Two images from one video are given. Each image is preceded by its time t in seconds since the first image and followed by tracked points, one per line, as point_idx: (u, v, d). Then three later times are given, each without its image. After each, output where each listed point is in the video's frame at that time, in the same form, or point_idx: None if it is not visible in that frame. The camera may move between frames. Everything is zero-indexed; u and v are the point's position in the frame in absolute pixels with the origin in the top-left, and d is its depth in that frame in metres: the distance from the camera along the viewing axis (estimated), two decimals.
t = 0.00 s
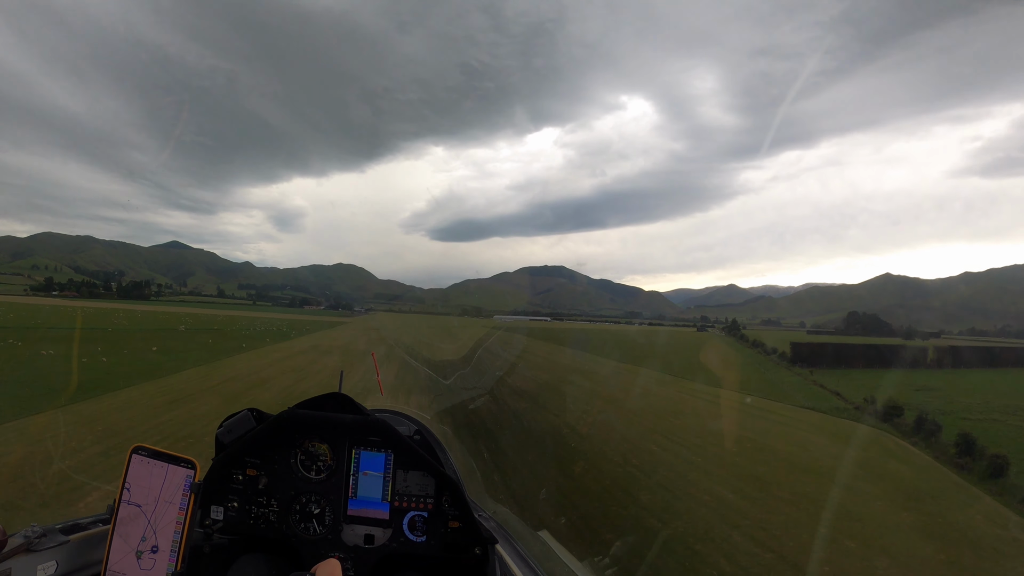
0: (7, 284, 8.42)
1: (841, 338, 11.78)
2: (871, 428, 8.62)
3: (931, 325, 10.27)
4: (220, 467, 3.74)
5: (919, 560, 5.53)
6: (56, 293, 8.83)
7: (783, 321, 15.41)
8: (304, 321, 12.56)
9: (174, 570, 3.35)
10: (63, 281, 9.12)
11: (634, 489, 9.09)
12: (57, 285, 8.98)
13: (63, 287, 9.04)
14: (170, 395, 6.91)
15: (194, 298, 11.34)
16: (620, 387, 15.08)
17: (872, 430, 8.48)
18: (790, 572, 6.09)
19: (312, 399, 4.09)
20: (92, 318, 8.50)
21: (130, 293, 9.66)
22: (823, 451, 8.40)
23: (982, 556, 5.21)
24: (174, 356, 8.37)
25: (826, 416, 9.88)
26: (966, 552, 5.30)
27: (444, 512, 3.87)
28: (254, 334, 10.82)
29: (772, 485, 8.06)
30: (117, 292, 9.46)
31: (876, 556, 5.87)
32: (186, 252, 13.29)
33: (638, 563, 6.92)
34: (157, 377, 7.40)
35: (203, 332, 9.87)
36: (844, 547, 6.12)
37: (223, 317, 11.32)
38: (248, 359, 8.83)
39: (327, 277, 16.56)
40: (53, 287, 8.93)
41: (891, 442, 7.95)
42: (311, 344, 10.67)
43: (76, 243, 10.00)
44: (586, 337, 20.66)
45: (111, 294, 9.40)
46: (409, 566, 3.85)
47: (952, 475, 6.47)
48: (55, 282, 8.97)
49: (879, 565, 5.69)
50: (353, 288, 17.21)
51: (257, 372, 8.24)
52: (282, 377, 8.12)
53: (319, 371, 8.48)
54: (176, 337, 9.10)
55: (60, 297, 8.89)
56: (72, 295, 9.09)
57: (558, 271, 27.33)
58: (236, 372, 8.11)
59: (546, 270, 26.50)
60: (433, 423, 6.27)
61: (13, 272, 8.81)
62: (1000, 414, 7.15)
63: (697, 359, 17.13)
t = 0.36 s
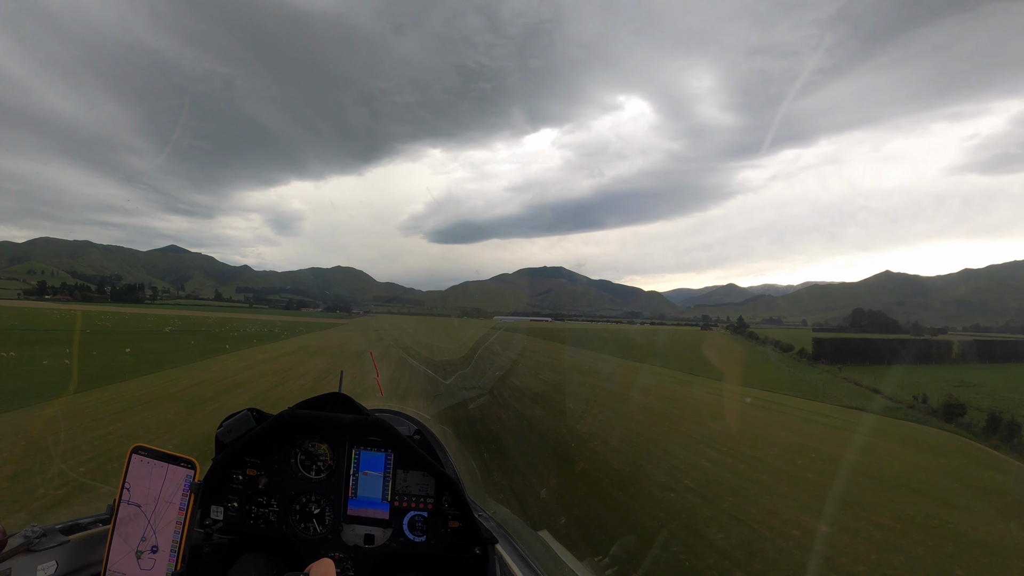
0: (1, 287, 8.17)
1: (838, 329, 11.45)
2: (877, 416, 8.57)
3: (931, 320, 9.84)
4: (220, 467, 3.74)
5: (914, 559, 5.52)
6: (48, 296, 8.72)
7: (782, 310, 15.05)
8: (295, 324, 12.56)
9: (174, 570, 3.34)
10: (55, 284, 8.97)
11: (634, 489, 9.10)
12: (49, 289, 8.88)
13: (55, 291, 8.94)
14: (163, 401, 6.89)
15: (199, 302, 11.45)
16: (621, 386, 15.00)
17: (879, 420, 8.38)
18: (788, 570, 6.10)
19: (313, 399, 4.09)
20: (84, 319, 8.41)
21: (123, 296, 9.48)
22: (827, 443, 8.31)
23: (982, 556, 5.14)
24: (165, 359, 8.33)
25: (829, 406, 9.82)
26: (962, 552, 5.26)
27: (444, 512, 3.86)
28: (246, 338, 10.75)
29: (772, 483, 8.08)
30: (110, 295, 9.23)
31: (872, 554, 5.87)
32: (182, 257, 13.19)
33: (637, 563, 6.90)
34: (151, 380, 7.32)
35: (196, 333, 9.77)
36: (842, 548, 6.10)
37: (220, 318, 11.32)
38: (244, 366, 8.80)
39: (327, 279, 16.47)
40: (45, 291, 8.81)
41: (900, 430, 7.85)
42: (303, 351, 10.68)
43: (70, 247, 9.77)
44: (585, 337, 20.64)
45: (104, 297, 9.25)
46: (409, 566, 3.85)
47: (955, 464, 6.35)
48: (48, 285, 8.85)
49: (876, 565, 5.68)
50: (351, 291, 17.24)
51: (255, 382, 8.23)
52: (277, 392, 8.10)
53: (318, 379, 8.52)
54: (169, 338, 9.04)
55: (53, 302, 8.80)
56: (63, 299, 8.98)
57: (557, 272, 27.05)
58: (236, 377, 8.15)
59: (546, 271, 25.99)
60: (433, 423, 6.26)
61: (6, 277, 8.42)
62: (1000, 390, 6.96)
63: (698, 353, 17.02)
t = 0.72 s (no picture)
0: None
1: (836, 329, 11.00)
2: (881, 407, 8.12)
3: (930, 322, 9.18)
4: (220, 467, 3.74)
5: (916, 558, 5.47)
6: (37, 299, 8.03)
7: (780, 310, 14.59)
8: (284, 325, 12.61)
9: (174, 570, 3.35)
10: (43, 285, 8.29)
11: (634, 490, 9.11)
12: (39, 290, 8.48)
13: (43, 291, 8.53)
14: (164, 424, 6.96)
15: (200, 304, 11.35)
16: (621, 388, 14.94)
17: (882, 412, 8.00)
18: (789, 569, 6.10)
19: (313, 399, 4.10)
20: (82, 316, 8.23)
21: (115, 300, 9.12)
22: (828, 441, 8.22)
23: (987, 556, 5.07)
24: (158, 364, 8.39)
25: (830, 400, 9.53)
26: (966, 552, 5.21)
27: (444, 512, 3.87)
28: (239, 337, 10.77)
29: (772, 484, 8.09)
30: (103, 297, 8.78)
31: (874, 554, 5.81)
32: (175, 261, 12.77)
33: (637, 564, 6.88)
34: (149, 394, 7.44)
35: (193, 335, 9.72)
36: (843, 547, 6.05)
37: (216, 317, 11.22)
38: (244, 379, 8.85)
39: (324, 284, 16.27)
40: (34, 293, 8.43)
41: (901, 419, 7.57)
42: (297, 355, 10.68)
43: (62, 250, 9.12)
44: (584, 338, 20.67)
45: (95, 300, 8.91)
46: (409, 565, 3.86)
47: (953, 454, 6.18)
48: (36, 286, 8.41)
49: (878, 565, 5.64)
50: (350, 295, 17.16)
51: (256, 395, 8.25)
52: (275, 399, 8.07)
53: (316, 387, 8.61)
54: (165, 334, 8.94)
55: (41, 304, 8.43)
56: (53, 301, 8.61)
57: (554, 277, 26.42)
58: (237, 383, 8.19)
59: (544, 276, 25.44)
60: (433, 423, 6.26)
61: None
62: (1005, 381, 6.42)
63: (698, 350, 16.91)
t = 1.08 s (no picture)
0: None
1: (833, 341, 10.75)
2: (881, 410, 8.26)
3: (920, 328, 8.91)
4: (220, 467, 3.74)
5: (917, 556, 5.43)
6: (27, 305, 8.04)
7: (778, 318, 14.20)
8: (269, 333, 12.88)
9: (174, 570, 3.34)
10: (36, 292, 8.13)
11: (634, 491, 9.12)
12: (28, 296, 8.04)
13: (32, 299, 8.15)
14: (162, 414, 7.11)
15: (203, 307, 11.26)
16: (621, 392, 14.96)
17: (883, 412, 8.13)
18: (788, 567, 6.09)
19: (312, 399, 4.11)
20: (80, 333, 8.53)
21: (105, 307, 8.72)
22: (829, 442, 8.23)
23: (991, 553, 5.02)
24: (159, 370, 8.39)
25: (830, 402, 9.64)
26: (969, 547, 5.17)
27: (444, 512, 3.87)
28: (220, 348, 11.32)
29: (772, 485, 8.08)
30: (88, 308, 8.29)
31: (876, 550, 5.79)
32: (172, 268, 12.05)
33: (638, 564, 6.84)
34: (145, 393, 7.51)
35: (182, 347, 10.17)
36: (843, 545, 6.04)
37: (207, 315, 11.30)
38: (240, 379, 8.80)
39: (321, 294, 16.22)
40: (25, 299, 8.01)
41: (901, 420, 7.62)
42: (297, 364, 10.72)
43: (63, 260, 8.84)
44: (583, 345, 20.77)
45: (85, 308, 8.50)
46: (409, 566, 3.86)
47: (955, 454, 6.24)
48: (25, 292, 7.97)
49: (880, 563, 5.58)
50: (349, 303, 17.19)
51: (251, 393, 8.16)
52: (276, 396, 7.99)
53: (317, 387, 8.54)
54: (149, 346, 9.37)
55: (30, 312, 8.07)
56: (43, 309, 8.22)
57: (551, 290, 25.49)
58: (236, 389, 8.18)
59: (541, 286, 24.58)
60: (433, 423, 6.27)
61: None
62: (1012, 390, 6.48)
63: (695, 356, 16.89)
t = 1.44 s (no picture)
0: None
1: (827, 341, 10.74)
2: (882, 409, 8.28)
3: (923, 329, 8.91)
4: (220, 468, 3.74)
5: (916, 554, 5.42)
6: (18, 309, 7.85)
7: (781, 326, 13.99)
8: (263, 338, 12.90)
9: (174, 570, 3.34)
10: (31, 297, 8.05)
11: (634, 492, 9.10)
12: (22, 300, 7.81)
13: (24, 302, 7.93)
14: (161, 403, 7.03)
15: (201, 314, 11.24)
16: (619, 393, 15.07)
17: (884, 411, 8.16)
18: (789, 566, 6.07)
19: (313, 399, 4.12)
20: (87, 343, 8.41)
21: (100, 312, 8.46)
22: (830, 443, 8.23)
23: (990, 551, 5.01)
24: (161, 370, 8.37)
25: (831, 402, 9.68)
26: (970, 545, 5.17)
27: (445, 512, 3.87)
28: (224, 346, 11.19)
29: (772, 485, 8.07)
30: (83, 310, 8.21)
31: (877, 547, 5.81)
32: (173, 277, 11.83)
33: (638, 563, 6.81)
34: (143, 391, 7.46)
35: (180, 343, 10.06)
36: (846, 546, 5.98)
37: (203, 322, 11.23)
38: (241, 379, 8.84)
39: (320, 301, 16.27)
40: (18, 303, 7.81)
41: (900, 420, 7.64)
42: (296, 368, 10.70)
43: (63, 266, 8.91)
44: (582, 354, 20.87)
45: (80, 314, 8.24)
46: (410, 565, 3.86)
47: (954, 456, 6.25)
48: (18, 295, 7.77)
49: (882, 563, 5.54)
50: (349, 309, 17.25)
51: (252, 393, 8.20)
52: (277, 396, 8.02)
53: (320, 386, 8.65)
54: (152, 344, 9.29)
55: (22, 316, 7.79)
56: (36, 313, 7.95)
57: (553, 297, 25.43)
58: (236, 390, 8.19)
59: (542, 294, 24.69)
60: (433, 423, 6.30)
61: None
62: (1000, 393, 6.55)
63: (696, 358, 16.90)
